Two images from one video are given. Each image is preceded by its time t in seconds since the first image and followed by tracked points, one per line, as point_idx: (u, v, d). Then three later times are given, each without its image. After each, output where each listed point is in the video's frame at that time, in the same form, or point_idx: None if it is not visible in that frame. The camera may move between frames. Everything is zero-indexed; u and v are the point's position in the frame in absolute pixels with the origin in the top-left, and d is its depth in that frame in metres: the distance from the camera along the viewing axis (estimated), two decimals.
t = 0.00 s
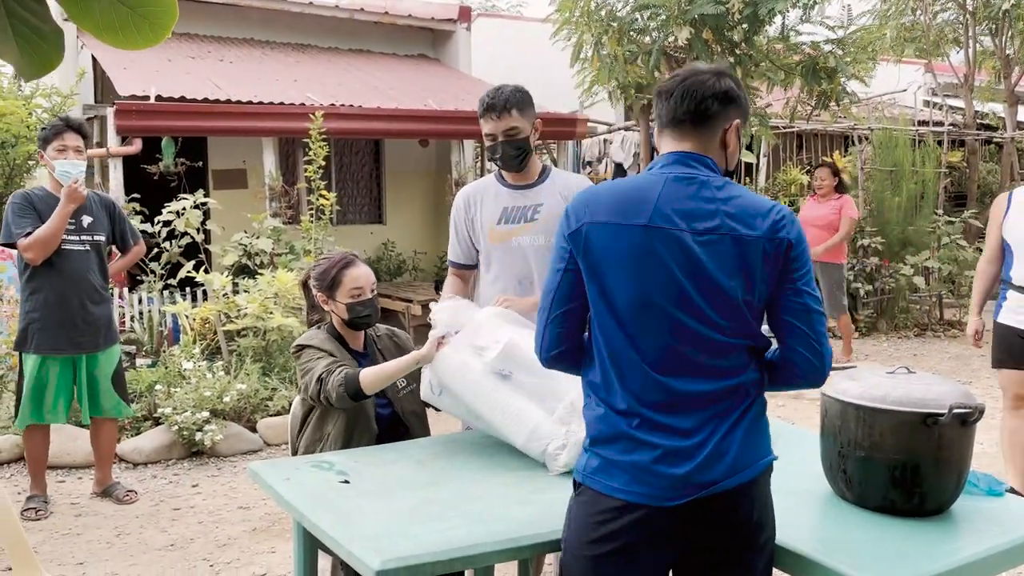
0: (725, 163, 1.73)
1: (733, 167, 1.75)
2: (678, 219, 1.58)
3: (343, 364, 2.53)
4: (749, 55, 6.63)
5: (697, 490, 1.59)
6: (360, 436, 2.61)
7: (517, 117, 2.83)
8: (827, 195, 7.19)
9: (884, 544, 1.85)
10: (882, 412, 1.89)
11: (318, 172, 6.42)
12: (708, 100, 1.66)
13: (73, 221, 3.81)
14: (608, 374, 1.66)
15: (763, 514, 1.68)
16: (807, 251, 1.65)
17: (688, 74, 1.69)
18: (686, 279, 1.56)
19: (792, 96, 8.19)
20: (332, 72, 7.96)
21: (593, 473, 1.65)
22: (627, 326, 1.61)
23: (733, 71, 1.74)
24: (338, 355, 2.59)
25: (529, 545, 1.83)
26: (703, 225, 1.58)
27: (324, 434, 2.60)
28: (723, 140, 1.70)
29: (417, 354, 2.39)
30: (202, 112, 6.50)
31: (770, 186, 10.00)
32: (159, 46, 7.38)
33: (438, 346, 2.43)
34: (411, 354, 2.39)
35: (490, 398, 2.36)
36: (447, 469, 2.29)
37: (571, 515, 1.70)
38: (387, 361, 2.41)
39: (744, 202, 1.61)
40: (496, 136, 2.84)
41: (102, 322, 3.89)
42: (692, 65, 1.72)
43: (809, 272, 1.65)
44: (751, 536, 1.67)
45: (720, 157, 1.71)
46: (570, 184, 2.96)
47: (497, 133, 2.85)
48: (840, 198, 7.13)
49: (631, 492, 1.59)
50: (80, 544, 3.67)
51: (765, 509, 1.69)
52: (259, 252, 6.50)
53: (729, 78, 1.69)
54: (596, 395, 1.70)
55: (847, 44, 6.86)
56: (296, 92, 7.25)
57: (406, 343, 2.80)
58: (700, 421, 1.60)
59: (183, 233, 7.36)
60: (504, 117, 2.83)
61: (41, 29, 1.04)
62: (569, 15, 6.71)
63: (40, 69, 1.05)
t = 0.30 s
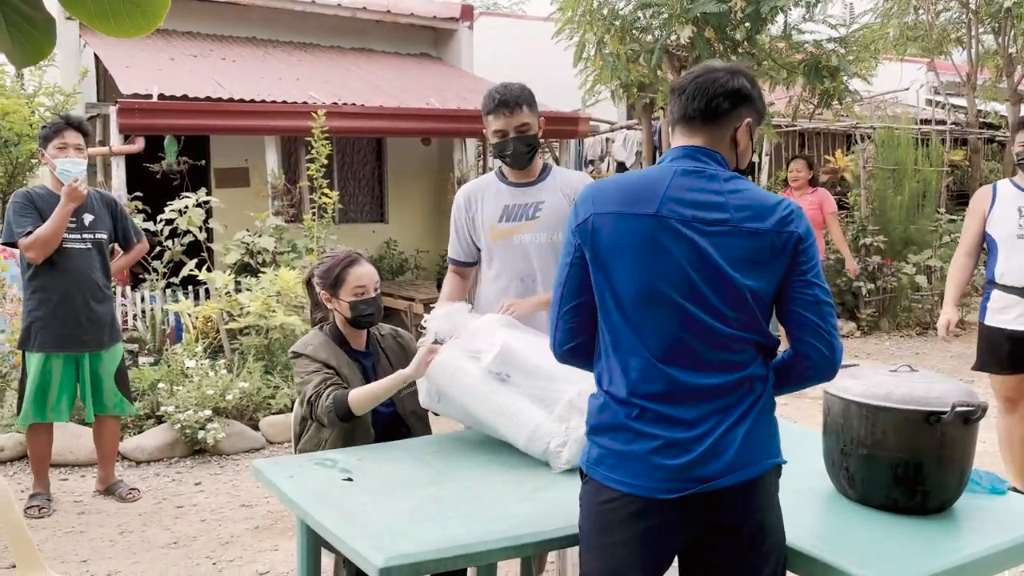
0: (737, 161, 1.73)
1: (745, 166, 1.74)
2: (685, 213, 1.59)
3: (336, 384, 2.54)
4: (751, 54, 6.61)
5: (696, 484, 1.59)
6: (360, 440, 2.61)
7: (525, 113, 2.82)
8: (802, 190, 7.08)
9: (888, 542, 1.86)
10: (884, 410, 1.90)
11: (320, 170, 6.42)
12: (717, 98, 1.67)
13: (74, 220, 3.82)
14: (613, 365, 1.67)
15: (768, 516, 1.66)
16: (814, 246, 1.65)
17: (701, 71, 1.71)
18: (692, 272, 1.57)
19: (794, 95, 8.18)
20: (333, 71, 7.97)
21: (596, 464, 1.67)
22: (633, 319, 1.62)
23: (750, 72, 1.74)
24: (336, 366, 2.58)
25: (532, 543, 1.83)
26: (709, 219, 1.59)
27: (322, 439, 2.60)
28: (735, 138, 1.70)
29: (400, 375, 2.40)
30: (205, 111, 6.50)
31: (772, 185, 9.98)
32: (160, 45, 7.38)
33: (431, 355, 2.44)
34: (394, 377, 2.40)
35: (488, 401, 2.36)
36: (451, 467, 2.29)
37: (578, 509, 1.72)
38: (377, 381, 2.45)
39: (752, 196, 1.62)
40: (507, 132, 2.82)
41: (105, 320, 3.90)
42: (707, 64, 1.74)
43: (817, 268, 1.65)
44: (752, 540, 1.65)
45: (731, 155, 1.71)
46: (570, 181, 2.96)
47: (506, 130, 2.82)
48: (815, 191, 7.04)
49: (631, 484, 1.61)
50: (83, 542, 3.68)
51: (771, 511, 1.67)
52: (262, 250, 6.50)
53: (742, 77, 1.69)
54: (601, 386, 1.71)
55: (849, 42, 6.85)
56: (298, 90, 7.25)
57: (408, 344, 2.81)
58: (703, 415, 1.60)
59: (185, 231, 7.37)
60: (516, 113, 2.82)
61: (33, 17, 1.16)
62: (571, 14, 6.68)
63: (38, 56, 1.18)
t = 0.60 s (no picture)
0: (697, 154, 1.72)
1: (706, 157, 1.74)
2: (628, 213, 1.60)
3: (334, 391, 2.52)
4: (753, 52, 6.60)
5: (647, 483, 1.55)
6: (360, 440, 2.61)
7: (540, 110, 2.86)
8: (785, 194, 7.01)
9: (889, 540, 1.85)
10: (886, 408, 1.90)
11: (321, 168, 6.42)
12: (667, 97, 1.67)
13: (75, 218, 3.82)
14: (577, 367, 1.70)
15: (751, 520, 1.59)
16: (774, 232, 1.57)
17: (650, 71, 1.70)
18: (631, 270, 1.56)
19: (796, 94, 8.17)
20: (334, 69, 7.96)
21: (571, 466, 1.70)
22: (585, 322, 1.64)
23: (699, 64, 1.74)
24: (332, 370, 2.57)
25: (533, 542, 1.83)
26: (653, 217, 1.57)
27: (322, 440, 2.60)
28: (690, 133, 1.70)
29: (396, 377, 2.38)
30: (206, 109, 6.50)
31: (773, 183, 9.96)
32: (160, 44, 7.37)
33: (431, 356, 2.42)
34: (390, 378, 2.39)
35: (491, 396, 2.36)
36: (451, 466, 2.28)
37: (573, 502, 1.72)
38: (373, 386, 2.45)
39: (702, 187, 1.58)
40: (524, 127, 2.84)
41: (106, 319, 3.89)
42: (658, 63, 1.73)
43: (779, 253, 1.56)
44: (733, 542, 1.57)
45: (689, 149, 1.71)
46: (572, 180, 3.02)
47: (522, 125, 2.84)
48: (798, 195, 7.00)
49: (588, 485, 1.62)
50: (86, 540, 3.68)
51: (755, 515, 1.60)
52: (264, 249, 6.51)
53: (690, 71, 1.69)
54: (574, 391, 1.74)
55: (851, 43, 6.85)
56: (299, 89, 7.25)
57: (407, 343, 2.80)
58: (650, 415, 1.56)
59: (186, 230, 7.37)
60: (533, 109, 2.85)
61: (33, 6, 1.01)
62: (573, 13, 6.68)
63: (38, 48, 1.03)
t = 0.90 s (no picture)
0: (657, 150, 1.70)
1: (669, 153, 1.71)
2: (563, 225, 1.71)
3: (321, 413, 2.55)
4: (754, 51, 6.59)
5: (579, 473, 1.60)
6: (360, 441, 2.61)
7: (555, 108, 2.89)
8: (767, 187, 6.93)
9: (891, 540, 1.85)
10: (888, 408, 1.89)
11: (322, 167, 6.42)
12: (616, 95, 1.68)
13: (76, 216, 3.82)
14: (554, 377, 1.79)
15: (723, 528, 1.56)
16: (666, 208, 1.52)
17: (606, 72, 1.72)
18: (561, 275, 1.68)
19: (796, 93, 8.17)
20: (334, 68, 7.95)
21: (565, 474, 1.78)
22: (544, 333, 1.76)
23: (662, 61, 1.73)
24: (322, 391, 2.57)
25: (533, 541, 1.83)
26: (576, 222, 1.67)
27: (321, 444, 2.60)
28: (645, 129, 1.68)
29: (374, 398, 2.43)
30: (206, 108, 6.49)
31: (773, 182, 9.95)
32: (160, 42, 7.36)
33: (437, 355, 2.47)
34: (370, 399, 2.44)
35: (490, 396, 2.36)
36: (452, 465, 2.28)
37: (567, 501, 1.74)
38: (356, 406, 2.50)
39: (610, 183, 1.63)
40: (540, 122, 2.85)
41: (108, 318, 3.89)
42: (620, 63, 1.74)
43: (664, 229, 1.51)
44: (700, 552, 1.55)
45: (645, 145, 1.69)
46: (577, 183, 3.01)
47: (538, 121, 2.86)
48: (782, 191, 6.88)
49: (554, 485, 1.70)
50: (88, 539, 3.68)
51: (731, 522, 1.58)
52: (264, 247, 6.51)
53: (644, 68, 1.69)
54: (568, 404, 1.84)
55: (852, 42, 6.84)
56: (299, 87, 7.24)
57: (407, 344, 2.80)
58: (578, 412, 1.63)
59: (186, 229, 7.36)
60: (548, 107, 2.88)
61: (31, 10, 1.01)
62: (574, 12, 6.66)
63: (37, 52, 1.03)
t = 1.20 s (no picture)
0: (663, 145, 1.67)
1: (675, 149, 1.67)
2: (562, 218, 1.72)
3: (291, 437, 2.60)
4: (755, 51, 6.58)
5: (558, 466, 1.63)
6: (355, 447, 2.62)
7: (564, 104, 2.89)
8: (745, 192, 6.45)
9: (893, 540, 1.84)
10: (890, 407, 1.89)
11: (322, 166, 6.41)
12: (629, 85, 1.66)
13: (76, 214, 3.82)
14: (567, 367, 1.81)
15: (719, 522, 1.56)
16: (611, 202, 1.49)
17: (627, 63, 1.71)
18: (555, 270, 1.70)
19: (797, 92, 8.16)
20: (335, 67, 7.94)
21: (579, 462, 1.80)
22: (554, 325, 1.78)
23: (687, 58, 1.70)
24: (307, 410, 2.60)
25: (533, 539, 1.83)
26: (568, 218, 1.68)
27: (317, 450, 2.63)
28: (651, 123, 1.66)
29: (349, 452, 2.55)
30: (206, 106, 6.48)
31: (773, 182, 9.95)
32: (161, 41, 7.35)
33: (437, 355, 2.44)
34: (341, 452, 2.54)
35: (490, 395, 2.35)
36: (452, 463, 2.28)
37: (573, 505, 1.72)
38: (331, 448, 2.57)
39: (588, 177, 1.61)
40: (549, 117, 2.86)
41: (108, 316, 3.89)
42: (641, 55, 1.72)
43: (604, 224, 1.48)
44: (702, 549, 1.52)
45: (650, 138, 1.66)
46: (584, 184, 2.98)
47: (548, 116, 2.86)
48: (759, 196, 6.38)
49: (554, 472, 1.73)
50: (87, 538, 3.67)
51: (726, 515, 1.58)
52: (264, 246, 6.51)
53: (662, 60, 1.66)
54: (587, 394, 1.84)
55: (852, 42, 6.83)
56: (299, 86, 7.23)
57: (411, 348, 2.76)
58: (561, 405, 1.66)
59: (186, 228, 7.36)
60: (557, 102, 2.88)
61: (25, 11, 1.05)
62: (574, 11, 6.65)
63: (29, 54, 1.07)
